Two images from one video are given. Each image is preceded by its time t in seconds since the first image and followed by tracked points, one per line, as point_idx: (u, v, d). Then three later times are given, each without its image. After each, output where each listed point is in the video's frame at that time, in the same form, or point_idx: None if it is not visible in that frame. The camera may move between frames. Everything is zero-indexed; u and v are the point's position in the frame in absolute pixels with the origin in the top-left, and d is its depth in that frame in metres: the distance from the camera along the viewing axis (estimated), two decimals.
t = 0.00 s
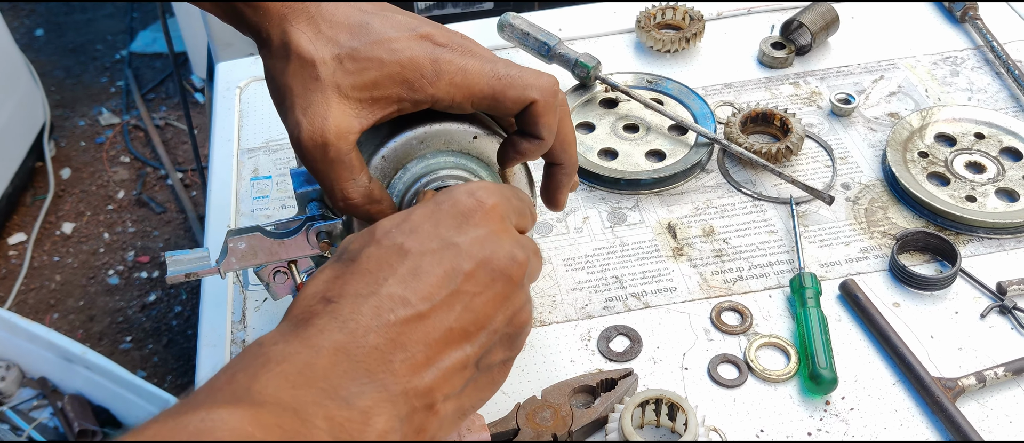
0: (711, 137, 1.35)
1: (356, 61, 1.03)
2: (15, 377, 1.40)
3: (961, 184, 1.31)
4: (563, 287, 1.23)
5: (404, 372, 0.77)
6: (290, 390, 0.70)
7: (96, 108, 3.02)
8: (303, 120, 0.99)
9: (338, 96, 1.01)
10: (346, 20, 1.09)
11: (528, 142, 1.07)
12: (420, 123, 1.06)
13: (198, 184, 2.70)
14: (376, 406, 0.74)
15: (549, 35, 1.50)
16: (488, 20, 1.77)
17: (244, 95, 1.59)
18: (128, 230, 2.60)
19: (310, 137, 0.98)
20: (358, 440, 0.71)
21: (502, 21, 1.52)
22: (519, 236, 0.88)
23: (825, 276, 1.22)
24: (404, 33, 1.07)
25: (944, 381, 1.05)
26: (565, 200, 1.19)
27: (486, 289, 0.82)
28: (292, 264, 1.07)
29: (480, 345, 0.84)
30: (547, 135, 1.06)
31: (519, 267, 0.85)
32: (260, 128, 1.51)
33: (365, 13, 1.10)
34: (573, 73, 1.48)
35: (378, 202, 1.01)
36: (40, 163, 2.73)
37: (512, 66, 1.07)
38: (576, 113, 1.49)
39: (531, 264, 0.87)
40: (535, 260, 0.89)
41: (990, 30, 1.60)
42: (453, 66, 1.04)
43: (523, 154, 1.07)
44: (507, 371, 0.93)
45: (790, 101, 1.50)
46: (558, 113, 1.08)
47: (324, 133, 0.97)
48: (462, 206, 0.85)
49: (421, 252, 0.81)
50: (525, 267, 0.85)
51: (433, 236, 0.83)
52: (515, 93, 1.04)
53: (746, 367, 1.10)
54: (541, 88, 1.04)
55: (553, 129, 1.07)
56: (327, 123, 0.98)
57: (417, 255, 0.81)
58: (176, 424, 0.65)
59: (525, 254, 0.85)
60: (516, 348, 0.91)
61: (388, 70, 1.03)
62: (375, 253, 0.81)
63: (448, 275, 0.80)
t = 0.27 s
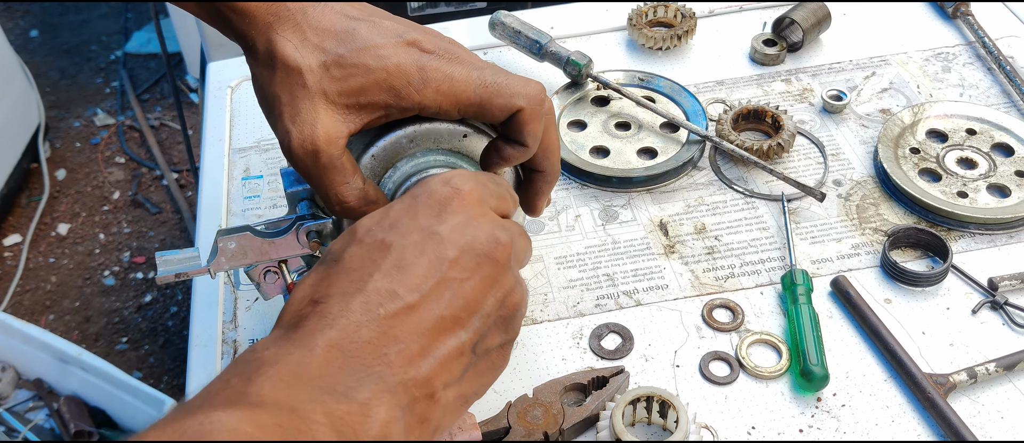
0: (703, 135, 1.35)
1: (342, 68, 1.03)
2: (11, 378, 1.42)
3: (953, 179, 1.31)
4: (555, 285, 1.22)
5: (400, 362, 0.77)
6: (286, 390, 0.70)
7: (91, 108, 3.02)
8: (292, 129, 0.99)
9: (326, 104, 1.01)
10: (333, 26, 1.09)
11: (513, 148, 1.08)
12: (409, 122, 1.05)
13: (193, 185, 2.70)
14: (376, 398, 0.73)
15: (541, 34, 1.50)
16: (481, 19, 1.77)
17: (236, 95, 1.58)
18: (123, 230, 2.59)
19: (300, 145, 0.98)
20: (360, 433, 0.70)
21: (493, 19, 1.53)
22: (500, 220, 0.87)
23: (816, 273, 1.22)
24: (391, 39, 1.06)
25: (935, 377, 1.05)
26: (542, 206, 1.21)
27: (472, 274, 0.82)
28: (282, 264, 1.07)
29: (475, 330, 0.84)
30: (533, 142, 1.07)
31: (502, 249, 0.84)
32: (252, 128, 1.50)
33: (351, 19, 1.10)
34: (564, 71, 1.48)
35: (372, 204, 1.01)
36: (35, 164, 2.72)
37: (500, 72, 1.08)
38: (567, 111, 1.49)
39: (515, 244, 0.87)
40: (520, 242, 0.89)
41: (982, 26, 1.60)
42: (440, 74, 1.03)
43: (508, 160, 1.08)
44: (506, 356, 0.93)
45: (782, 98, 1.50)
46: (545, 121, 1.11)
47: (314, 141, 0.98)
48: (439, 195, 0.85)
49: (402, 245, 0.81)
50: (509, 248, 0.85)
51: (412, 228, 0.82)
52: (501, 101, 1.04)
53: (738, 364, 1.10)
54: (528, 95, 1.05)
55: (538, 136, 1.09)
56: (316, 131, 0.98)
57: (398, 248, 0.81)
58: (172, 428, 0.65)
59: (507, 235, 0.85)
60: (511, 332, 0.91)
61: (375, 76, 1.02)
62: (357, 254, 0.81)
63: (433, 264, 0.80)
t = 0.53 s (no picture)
0: (697, 133, 1.35)
1: (343, 63, 1.02)
2: (7, 379, 1.39)
3: (946, 176, 1.31)
4: (549, 284, 1.23)
5: (388, 375, 0.77)
6: (260, 402, 0.70)
7: (88, 109, 3.01)
8: (293, 123, 0.99)
9: (326, 100, 1.01)
10: (332, 20, 1.08)
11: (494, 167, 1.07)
12: (402, 121, 1.06)
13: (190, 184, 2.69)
14: (356, 413, 0.74)
15: (534, 32, 1.50)
16: (475, 18, 1.77)
17: (229, 95, 1.58)
18: (120, 231, 2.59)
19: (301, 140, 0.98)
20: None
21: (486, 18, 1.52)
22: (507, 237, 0.88)
23: (810, 270, 1.22)
24: (392, 35, 1.06)
25: (929, 374, 1.05)
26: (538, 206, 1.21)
27: (475, 291, 0.83)
28: (276, 264, 1.07)
29: (467, 347, 0.85)
30: (505, 177, 1.06)
31: (507, 270, 0.85)
32: (246, 128, 1.50)
33: (350, 13, 1.09)
34: (558, 70, 1.48)
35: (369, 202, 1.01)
36: (31, 165, 2.72)
37: (494, 94, 1.05)
38: (561, 110, 1.49)
39: (519, 266, 0.88)
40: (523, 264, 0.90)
41: (975, 23, 1.61)
42: (440, 74, 1.03)
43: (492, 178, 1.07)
44: (491, 376, 0.94)
45: (776, 96, 1.50)
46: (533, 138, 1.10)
47: (314, 137, 0.97)
48: (451, 207, 0.85)
49: (410, 253, 0.81)
50: (513, 270, 0.86)
51: (421, 237, 0.82)
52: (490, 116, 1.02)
53: (731, 362, 1.10)
54: (511, 131, 1.02)
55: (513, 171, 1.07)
56: (317, 128, 0.98)
57: (407, 255, 0.81)
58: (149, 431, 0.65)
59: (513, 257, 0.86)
60: (501, 352, 0.92)
61: (376, 73, 1.02)
62: (363, 254, 0.81)
63: (436, 276, 0.80)
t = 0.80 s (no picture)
0: (695, 121, 1.34)
1: (342, 54, 1.02)
2: (5, 375, 1.41)
3: (947, 164, 1.30)
4: (547, 275, 1.22)
5: (361, 389, 0.77)
6: (236, 421, 0.71)
7: (84, 103, 2.99)
8: (291, 114, 0.97)
9: (325, 90, 0.99)
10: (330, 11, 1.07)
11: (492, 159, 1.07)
12: (399, 111, 1.04)
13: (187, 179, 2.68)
14: (333, 430, 0.74)
15: (532, 22, 1.49)
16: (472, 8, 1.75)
17: (225, 87, 1.57)
18: (117, 225, 2.57)
19: (298, 131, 0.96)
20: None
21: (483, 8, 1.51)
22: (470, 223, 0.83)
23: (810, 259, 1.21)
24: (391, 24, 1.06)
25: (930, 362, 1.05)
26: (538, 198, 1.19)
27: (436, 291, 0.79)
28: (273, 256, 1.06)
29: (444, 346, 0.82)
30: (505, 167, 1.07)
31: (468, 260, 0.81)
32: (241, 120, 1.49)
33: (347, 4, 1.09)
34: (556, 59, 1.46)
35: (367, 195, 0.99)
36: (27, 160, 2.70)
37: (494, 83, 1.05)
38: (559, 100, 1.48)
39: (487, 251, 0.83)
40: (496, 247, 0.85)
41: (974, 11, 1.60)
42: (439, 62, 1.02)
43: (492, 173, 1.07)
44: (492, 362, 0.91)
45: (775, 84, 1.49)
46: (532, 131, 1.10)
47: (312, 128, 0.96)
48: (402, 205, 0.80)
49: (361, 265, 0.78)
50: (478, 257, 0.81)
51: (375, 244, 0.79)
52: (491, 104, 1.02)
53: (732, 351, 1.09)
54: (511, 120, 1.02)
55: (513, 160, 1.08)
56: (316, 118, 0.96)
57: (358, 268, 0.78)
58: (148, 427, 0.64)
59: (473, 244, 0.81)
60: (490, 340, 0.87)
61: (375, 63, 1.02)
62: (314, 279, 0.80)
63: (393, 283, 0.78)
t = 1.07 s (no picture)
0: (690, 113, 1.33)
1: (326, 51, 1.00)
2: (2, 372, 1.40)
3: (943, 155, 1.29)
4: (542, 269, 1.21)
5: (377, 376, 0.76)
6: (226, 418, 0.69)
7: (77, 99, 2.97)
8: (277, 115, 0.96)
9: (310, 89, 0.98)
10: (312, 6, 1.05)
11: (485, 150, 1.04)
12: (389, 105, 1.03)
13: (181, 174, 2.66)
14: (344, 414, 0.73)
15: (525, 14, 1.47)
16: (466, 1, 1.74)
17: (216, 81, 1.55)
18: (112, 222, 2.56)
19: (284, 133, 0.95)
20: None
21: None
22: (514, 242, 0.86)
23: (806, 252, 1.20)
24: (375, 18, 1.03)
25: (927, 355, 1.04)
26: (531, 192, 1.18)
27: (471, 299, 0.81)
28: (263, 251, 1.05)
29: (458, 351, 0.84)
30: (503, 154, 1.03)
31: (509, 280, 0.84)
32: (232, 115, 1.47)
33: None
34: (550, 51, 1.45)
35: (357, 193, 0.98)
36: (21, 156, 2.68)
37: (484, 71, 1.02)
38: (553, 92, 1.47)
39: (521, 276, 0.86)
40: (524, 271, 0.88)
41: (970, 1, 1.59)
42: (425, 56, 1.00)
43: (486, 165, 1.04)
44: (476, 377, 0.92)
45: (770, 76, 1.48)
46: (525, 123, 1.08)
47: (297, 128, 0.95)
48: (465, 209, 0.82)
49: (418, 253, 0.78)
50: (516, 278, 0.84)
51: (433, 236, 0.79)
52: (479, 98, 0.99)
53: (727, 345, 1.08)
54: (504, 106, 1.00)
55: (511, 146, 1.04)
56: (301, 119, 0.95)
57: (416, 254, 0.78)
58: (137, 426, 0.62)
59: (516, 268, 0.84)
60: (491, 353, 0.90)
61: (360, 59, 1.00)
62: (368, 246, 0.78)
63: (438, 279, 0.78)
